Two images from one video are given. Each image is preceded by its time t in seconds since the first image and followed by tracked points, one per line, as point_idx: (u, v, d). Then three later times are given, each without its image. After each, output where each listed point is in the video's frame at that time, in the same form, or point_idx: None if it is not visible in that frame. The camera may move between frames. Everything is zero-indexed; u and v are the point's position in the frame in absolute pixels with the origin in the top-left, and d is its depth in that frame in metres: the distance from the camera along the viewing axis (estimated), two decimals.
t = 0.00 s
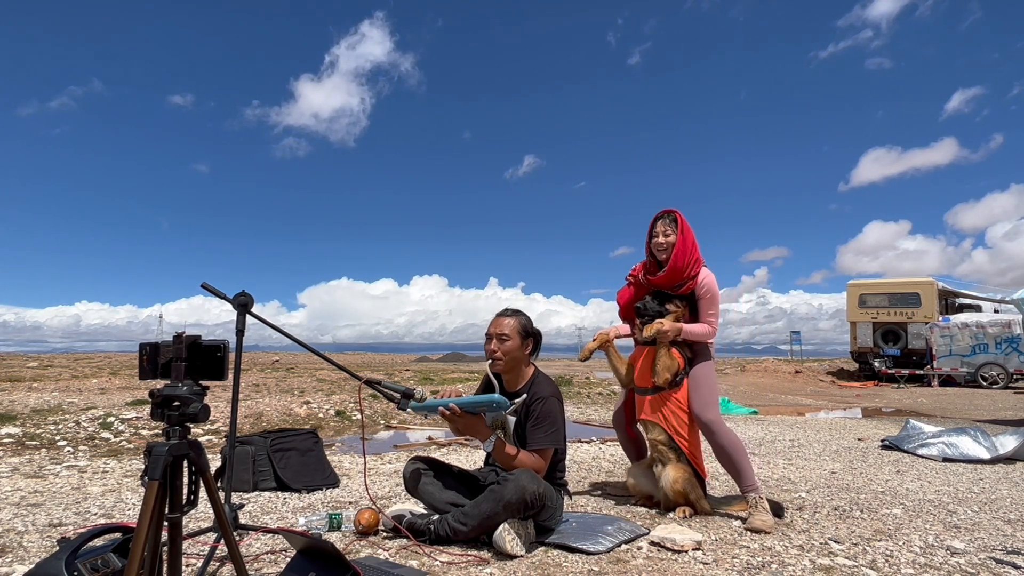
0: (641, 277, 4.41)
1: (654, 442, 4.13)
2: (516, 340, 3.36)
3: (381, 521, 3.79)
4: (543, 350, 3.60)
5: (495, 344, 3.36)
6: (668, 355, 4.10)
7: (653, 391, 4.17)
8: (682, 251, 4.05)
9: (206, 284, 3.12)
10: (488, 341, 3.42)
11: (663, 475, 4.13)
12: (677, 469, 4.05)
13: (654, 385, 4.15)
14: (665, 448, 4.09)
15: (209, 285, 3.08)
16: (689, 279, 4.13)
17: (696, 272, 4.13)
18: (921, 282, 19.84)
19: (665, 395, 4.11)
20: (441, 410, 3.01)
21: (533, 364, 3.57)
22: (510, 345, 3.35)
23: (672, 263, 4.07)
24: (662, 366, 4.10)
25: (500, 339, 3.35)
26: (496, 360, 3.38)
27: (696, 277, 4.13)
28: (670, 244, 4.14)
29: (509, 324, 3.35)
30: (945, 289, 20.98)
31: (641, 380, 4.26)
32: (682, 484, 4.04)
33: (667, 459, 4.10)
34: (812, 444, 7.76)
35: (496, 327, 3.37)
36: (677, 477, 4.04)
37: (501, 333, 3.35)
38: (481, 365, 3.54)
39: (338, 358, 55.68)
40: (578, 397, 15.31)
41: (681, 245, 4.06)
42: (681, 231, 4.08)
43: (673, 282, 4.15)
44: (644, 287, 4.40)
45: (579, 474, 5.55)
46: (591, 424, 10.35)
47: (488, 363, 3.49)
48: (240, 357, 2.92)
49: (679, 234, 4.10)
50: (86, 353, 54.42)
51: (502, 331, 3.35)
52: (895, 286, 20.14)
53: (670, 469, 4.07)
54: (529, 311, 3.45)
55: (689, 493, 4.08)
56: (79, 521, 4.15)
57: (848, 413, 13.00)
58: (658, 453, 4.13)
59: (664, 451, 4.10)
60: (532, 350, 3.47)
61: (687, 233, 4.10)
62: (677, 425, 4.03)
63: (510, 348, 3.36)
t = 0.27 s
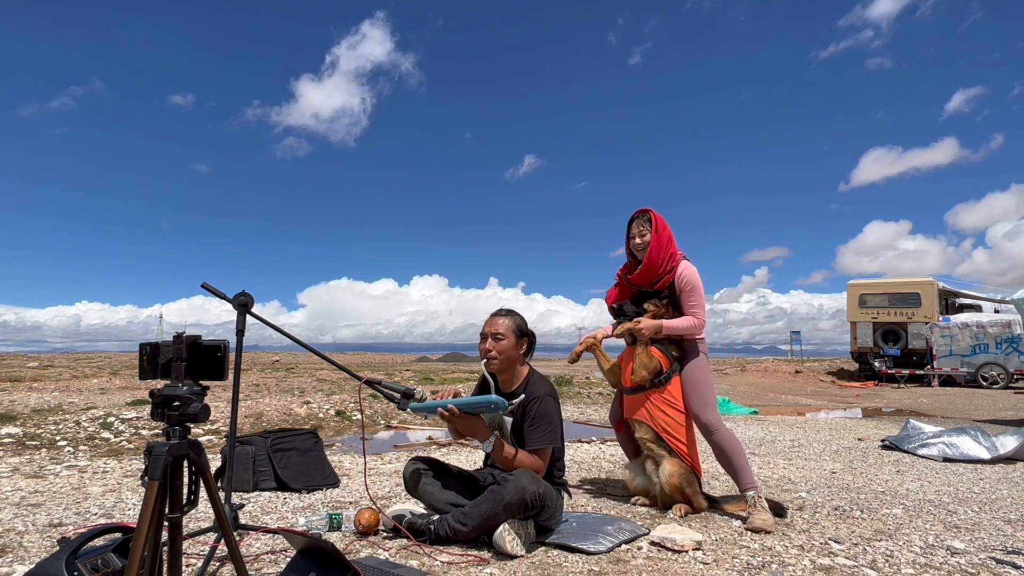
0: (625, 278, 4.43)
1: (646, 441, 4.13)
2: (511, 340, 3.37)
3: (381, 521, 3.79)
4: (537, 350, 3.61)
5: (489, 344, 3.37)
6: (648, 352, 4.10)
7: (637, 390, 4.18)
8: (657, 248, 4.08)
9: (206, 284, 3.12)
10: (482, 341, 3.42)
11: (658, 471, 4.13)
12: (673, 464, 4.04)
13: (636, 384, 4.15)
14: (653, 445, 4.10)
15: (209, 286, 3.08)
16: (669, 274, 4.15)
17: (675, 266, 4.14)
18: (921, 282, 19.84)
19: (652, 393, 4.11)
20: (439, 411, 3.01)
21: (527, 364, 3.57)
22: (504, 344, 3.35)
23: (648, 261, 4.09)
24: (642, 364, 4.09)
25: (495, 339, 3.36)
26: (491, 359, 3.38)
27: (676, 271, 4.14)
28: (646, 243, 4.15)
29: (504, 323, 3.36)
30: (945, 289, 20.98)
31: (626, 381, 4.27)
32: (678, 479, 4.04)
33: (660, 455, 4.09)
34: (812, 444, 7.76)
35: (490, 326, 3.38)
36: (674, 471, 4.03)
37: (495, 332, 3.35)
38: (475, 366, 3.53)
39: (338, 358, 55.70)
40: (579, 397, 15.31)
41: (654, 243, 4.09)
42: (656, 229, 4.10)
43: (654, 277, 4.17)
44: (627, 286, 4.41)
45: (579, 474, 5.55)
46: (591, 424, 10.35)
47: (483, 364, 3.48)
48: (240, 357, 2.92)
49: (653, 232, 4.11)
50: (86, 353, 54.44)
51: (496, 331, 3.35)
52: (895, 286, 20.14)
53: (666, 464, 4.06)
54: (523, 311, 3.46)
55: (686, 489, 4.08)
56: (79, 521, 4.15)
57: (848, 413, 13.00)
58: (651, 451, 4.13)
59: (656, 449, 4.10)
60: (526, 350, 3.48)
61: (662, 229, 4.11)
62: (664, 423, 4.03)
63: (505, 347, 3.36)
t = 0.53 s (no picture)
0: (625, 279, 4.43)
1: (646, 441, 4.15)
2: (506, 340, 3.37)
3: (381, 521, 3.79)
4: (531, 351, 3.61)
5: (484, 345, 3.36)
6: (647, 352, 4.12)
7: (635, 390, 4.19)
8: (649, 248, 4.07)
9: (206, 284, 3.12)
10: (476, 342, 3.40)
11: (655, 472, 4.15)
12: (668, 466, 4.05)
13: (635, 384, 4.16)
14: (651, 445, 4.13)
15: (209, 286, 3.08)
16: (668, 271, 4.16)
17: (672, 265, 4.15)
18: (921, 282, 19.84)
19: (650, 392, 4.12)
20: (438, 412, 3.00)
21: (522, 365, 3.57)
22: (500, 344, 3.35)
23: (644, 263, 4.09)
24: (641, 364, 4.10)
25: (490, 339, 3.35)
26: (487, 361, 3.37)
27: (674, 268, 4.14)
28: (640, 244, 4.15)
29: (499, 324, 3.36)
30: (945, 289, 20.98)
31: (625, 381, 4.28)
32: (675, 480, 4.05)
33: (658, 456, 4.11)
34: (812, 444, 7.76)
35: (485, 327, 3.37)
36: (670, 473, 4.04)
37: (490, 333, 3.35)
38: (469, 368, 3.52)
39: (338, 358, 55.71)
40: (579, 397, 15.31)
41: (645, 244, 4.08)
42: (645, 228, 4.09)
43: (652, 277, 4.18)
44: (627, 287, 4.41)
45: (579, 474, 5.56)
46: (591, 424, 10.35)
47: (477, 366, 3.47)
48: (240, 357, 2.92)
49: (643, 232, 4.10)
50: (86, 352, 54.47)
51: (491, 331, 3.35)
52: (895, 286, 20.14)
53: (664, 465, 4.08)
54: (517, 311, 3.47)
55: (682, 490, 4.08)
56: (79, 521, 4.15)
57: (848, 414, 13.00)
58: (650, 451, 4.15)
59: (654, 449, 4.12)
60: (521, 350, 3.48)
61: (652, 229, 4.11)
62: (660, 422, 4.04)
63: (501, 347, 3.35)
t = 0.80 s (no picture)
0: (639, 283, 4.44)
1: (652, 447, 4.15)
2: (504, 341, 3.37)
3: (381, 521, 3.78)
4: (529, 351, 3.62)
5: (483, 346, 3.35)
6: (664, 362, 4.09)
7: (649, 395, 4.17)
8: (663, 256, 4.05)
9: (206, 285, 3.12)
10: (474, 343, 3.40)
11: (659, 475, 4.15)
12: (673, 470, 4.06)
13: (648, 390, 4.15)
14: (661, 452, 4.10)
15: (209, 286, 3.08)
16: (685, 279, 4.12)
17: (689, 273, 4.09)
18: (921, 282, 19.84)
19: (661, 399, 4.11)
20: (438, 413, 3.00)
21: (520, 366, 3.57)
22: (498, 345, 3.35)
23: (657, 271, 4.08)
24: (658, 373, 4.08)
25: (489, 340, 3.35)
26: (485, 362, 3.37)
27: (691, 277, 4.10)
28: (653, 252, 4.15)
29: (497, 324, 3.36)
30: (945, 289, 20.99)
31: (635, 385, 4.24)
32: (678, 485, 4.06)
33: (663, 461, 4.11)
34: (812, 444, 7.76)
35: (483, 328, 3.37)
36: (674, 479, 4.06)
37: (489, 334, 3.35)
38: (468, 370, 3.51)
39: (337, 358, 55.73)
40: (579, 397, 15.32)
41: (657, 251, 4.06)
42: (658, 235, 4.08)
43: (669, 284, 4.15)
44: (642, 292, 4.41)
45: (579, 475, 5.56)
46: (591, 424, 10.36)
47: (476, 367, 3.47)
48: (240, 357, 2.92)
49: (656, 239, 4.08)
50: (86, 352, 54.49)
51: (489, 332, 3.35)
52: (895, 286, 20.14)
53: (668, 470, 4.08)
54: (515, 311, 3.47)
55: (685, 494, 4.10)
56: (79, 521, 4.15)
57: (847, 413, 13.01)
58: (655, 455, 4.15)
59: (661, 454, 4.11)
60: (519, 350, 3.49)
61: (667, 236, 4.09)
62: (671, 428, 4.05)
63: (499, 348, 3.35)
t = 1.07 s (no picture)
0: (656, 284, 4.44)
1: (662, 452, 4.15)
2: (505, 341, 3.37)
3: (381, 521, 3.78)
4: (529, 351, 3.62)
5: (485, 346, 3.35)
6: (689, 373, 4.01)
7: (666, 401, 4.09)
8: (682, 258, 4.03)
9: (206, 284, 3.12)
10: (474, 344, 3.40)
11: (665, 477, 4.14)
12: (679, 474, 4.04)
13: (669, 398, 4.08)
14: (671, 457, 4.13)
15: (209, 286, 3.08)
16: (705, 284, 4.09)
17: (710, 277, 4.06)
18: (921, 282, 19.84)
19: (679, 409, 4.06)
20: (438, 413, 3.00)
21: (520, 366, 3.57)
22: (499, 345, 3.35)
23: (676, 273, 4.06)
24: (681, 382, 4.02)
25: (489, 341, 3.35)
26: (486, 363, 3.37)
27: (712, 280, 4.07)
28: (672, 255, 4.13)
29: (496, 325, 3.36)
30: (945, 289, 20.99)
31: (651, 389, 4.14)
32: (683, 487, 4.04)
33: (669, 464, 4.13)
34: (812, 444, 7.77)
35: (483, 329, 3.37)
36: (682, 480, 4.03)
37: (490, 335, 3.35)
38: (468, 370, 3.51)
39: (337, 358, 55.75)
40: (579, 397, 15.32)
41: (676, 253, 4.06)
42: (678, 236, 4.07)
43: (688, 289, 4.14)
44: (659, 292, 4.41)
45: (579, 474, 5.56)
46: (591, 424, 10.36)
47: (476, 368, 3.47)
48: (240, 357, 2.92)
49: (676, 241, 4.07)
50: (87, 352, 54.54)
51: (490, 332, 3.35)
52: (895, 286, 20.15)
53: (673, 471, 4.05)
54: (514, 312, 3.47)
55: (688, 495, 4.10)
56: (79, 521, 4.15)
57: (848, 413, 13.01)
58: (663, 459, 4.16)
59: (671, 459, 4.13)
60: (519, 350, 3.49)
61: (687, 238, 4.07)
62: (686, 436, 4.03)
63: (500, 348, 3.36)
